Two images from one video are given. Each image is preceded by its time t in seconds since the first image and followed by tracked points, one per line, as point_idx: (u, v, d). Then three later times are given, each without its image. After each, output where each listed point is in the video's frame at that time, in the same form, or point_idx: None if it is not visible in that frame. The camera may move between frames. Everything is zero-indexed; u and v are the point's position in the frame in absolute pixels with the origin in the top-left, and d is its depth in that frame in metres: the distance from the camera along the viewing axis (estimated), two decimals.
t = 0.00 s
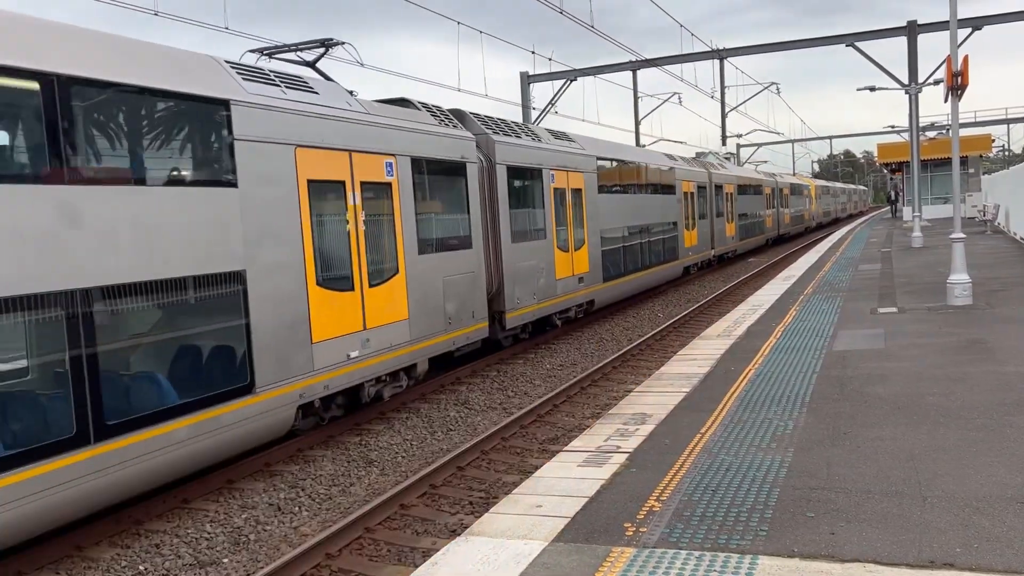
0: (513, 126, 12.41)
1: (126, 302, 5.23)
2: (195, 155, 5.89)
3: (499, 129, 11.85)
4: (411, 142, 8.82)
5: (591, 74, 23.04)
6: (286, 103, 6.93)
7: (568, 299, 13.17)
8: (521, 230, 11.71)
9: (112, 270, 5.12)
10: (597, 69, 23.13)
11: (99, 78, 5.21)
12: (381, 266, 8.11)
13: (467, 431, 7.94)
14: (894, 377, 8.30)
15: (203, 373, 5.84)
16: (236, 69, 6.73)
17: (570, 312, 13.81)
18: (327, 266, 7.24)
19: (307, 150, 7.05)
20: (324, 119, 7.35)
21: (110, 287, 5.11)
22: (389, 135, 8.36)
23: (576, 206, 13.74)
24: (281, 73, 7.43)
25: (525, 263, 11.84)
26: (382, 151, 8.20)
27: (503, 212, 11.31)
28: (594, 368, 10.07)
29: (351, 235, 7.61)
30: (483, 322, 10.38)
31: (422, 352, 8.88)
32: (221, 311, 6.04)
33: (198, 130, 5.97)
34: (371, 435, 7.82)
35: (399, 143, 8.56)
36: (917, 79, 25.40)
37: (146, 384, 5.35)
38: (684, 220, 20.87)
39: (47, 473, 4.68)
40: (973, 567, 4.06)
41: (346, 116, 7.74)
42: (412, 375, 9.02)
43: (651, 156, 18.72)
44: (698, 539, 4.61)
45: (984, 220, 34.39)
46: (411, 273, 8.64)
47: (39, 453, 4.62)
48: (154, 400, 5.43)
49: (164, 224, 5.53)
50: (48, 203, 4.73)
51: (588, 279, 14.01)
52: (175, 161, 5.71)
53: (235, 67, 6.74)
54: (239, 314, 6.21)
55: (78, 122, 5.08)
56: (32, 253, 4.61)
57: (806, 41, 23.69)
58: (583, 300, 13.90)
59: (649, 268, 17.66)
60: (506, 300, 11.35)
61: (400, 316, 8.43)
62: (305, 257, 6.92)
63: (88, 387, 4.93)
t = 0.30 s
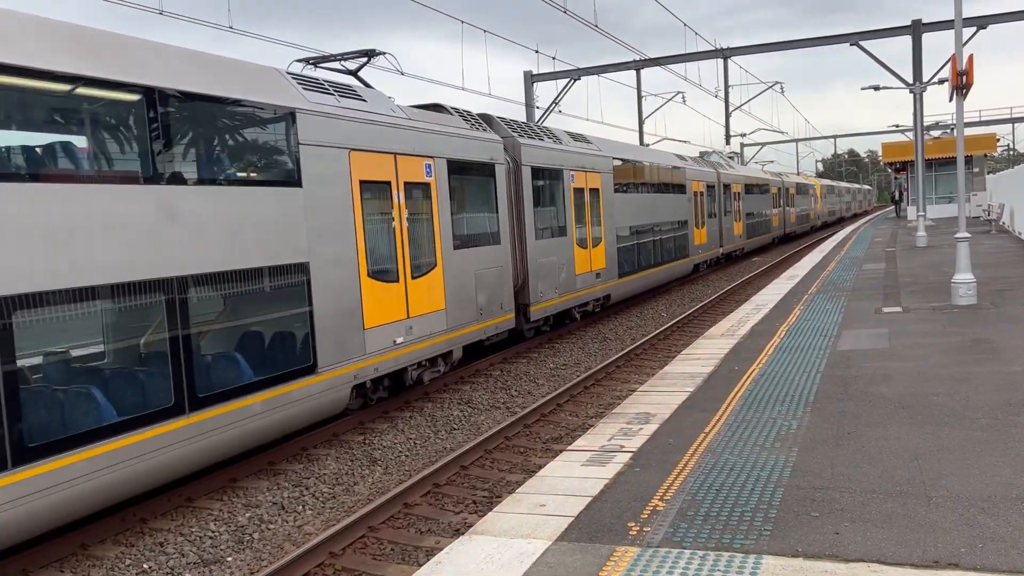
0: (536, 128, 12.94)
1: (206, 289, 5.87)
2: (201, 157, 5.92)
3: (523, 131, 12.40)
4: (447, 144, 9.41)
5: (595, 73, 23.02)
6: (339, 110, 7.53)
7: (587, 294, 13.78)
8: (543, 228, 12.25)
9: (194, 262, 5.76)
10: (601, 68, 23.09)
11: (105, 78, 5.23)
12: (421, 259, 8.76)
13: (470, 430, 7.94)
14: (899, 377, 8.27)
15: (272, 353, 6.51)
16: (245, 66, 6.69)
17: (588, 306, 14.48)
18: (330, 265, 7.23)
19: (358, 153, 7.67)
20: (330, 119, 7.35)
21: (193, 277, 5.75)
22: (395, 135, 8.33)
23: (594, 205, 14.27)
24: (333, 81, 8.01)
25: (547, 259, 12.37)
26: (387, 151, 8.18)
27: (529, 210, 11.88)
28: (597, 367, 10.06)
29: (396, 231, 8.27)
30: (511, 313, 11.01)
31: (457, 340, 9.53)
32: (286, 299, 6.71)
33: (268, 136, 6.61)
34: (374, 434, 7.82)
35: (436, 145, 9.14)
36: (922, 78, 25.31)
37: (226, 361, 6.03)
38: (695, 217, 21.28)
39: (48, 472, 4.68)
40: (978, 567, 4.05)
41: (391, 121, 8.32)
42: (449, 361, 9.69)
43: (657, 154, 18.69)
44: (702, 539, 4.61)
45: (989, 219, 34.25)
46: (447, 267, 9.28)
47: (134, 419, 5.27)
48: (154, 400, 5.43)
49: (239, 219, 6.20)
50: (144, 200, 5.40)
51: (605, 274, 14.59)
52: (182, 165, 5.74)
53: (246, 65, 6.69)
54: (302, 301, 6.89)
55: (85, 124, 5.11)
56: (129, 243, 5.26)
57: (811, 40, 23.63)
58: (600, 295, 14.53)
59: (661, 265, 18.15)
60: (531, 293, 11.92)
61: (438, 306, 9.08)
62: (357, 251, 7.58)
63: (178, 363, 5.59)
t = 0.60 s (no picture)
0: (555, 131, 13.46)
1: (270, 281, 6.48)
2: (204, 159, 5.91)
3: (543, 133, 12.92)
4: (475, 148, 10.01)
5: (598, 73, 23.01)
6: (383, 116, 8.14)
7: (603, 289, 14.33)
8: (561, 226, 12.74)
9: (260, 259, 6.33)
10: (604, 67, 23.04)
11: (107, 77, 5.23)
12: (453, 254, 9.38)
13: (473, 429, 7.95)
14: (903, 377, 8.24)
15: (327, 339, 7.14)
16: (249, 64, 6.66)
17: (606, 301, 15.06)
18: (330, 266, 7.21)
19: (400, 156, 8.30)
20: (328, 120, 7.34)
21: (260, 271, 6.36)
22: (398, 135, 8.32)
23: (608, 204, 14.77)
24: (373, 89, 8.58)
25: (564, 256, 12.83)
26: (391, 150, 8.18)
27: (550, 209, 12.41)
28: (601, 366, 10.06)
29: (432, 228, 8.91)
30: (532, 306, 11.60)
31: (484, 330, 10.17)
32: (338, 290, 7.33)
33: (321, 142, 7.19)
34: (378, 433, 7.82)
35: (464, 148, 9.70)
36: (926, 76, 25.23)
37: (289, 346, 6.66)
38: (704, 216, 21.62)
39: (50, 471, 4.69)
40: (982, 567, 4.04)
41: (426, 126, 8.92)
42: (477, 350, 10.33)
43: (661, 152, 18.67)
44: (706, 539, 4.59)
45: (993, 219, 34.15)
46: (476, 262, 9.90)
47: (211, 398, 5.87)
48: (156, 400, 5.43)
49: (298, 218, 6.80)
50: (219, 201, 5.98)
51: (620, 271, 15.10)
52: (184, 167, 5.74)
53: (253, 64, 6.68)
54: (352, 292, 7.51)
55: (87, 122, 5.10)
56: (204, 240, 5.83)
57: (814, 38, 23.56)
58: (616, 291, 15.08)
59: (672, 262, 18.50)
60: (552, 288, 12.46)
61: (467, 299, 9.71)
62: (400, 246, 8.22)
63: (248, 347, 6.21)
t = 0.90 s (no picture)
0: (573, 132, 14.05)
1: (324, 273, 7.11)
2: (205, 158, 5.91)
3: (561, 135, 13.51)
4: (501, 149, 10.60)
5: (602, 71, 22.99)
6: (419, 121, 8.73)
7: (618, 285, 14.84)
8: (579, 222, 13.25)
9: (315, 251, 6.97)
10: (606, 66, 23.00)
11: (107, 74, 5.22)
12: (482, 249, 10.04)
13: (477, 428, 7.96)
14: (907, 377, 8.22)
15: (371, 327, 7.79)
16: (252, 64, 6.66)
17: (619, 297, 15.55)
18: (361, 262, 7.64)
19: (435, 158, 8.91)
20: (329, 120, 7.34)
21: (314, 264, 6.98)
22: (403, 135, 8.35)
23: (622, 202, 15.28)
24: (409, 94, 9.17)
25: (580, 252, 13.34)
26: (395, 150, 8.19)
27: (568, 208, 12.97)
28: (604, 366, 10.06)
29: (462, 226, 9.51)
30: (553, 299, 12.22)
31: (510, 321, 10.83)
32: (381, 283, 7.96)
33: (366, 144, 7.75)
34: (381, 432, 7.83)
35: (488, 150, 10.24)
36: (929, 75, 25.18)
37: (339, 332, 7.29)
38: (712, 214, 21.84)
39: (50, 469, 4.71)
40: (986, 567, 4.03)
41: (456, 129, 9.50)
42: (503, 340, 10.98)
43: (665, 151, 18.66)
44: (710, 539, 4.58)
45: (997, 218, 34.05)
46: (501, 257, 10.51)
47: (276, 378, 6.52)
48: (183, 390, 5.66)
49: (346, 215, 7.41)
50: (281, 200, 6.59)
51: (633, 267, 15.61)
52: (185, 165, 5.74)
53: (258, 63, 6.67)
54: (394, 285, 8.14)
55: (89, 121, 5.11)
56: (266, 235, 6.43)
57: (817, 37, 23.52)
58: (628, 286, 15.60)
59: (676, 262, 18.53)
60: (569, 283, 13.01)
61: (494, 291, 10.34)
62: (434, 242, 8.83)
63: (305, 332, 6.86)
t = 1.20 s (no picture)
0: (588, 133, 14.55)
1: (367, 266, 7.69)
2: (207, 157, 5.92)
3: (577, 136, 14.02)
4: (522, 151, 11.15)
5: (604, 70, 22.98)
6: (449, 125, 9.29)
7: (630, 281, 15.31)
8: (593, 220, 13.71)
9: (360, 246, 7.54)
10: (609, 66, 22.99)
11: (106, 73, 5.21)
12: (505, 247, 10.60)
13: (479, 428, 7.96)
14: (911, 377, 8.20)
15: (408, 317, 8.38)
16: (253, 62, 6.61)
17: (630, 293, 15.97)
18: (399, 257, 8.18)
19: (463, 159, 9.45)
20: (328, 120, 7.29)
21: (359, 258, 7.55)
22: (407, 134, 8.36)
23: (634, 201, 15.69)
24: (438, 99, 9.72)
25: (595, 249, 13.81)
26: (398, 150, 8.19)
27: (585, 206, 13.44)
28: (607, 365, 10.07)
29: (488, 223, 10.06)
30: (571, 294, 12.74)
31: (532, 314, 11.43)
32: (416, 276, 8.52)
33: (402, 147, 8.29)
34: (384, 431, 7.83)
35: (510, 151, 10.74)
36: (933, 75, 25.13)
37: (379, 322, 7.84)
38: (718, 213, 21.93)
39: (51, 469, 4.70)
40: (990, 567, 4.01)
41: (482, 133, 10.03)
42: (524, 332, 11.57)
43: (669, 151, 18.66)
44: (713, 539, 4.58)
45: (1000, 218, 33.98)
46: (523, 254, 11.07)
47: (328, 362, 7.10)
48: (247, 372, 6.20)
49: (387, 213, 7.99)
50: (331, 199, 7.17)
51: (644, 264, 16.04)
52: (188, 164, 5.75)
53: (262, 63, 6.66)
54: (426, 279, 8.70)
55: (90, 120, 5.11)
56: (317, 232, 6.99)
57: (821, 37, 23.48)
58: (641, 283, 16.05)
59: (680, 262, 18.56)
60: (586, 278, 13.56)
61: (516, 286, 10.91)
62: (462, 238, 9.38)
63: (352, 321, 7.44)
